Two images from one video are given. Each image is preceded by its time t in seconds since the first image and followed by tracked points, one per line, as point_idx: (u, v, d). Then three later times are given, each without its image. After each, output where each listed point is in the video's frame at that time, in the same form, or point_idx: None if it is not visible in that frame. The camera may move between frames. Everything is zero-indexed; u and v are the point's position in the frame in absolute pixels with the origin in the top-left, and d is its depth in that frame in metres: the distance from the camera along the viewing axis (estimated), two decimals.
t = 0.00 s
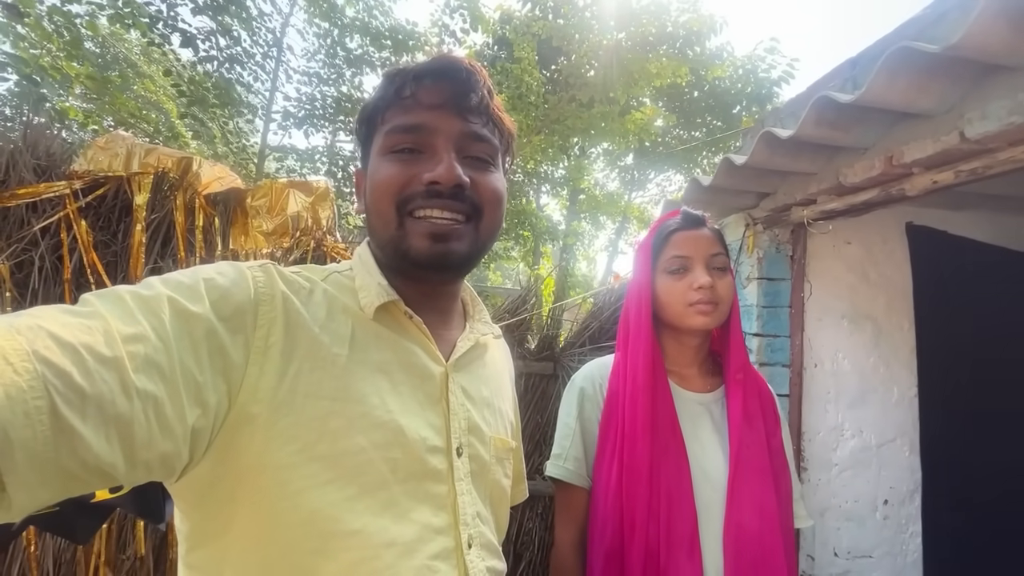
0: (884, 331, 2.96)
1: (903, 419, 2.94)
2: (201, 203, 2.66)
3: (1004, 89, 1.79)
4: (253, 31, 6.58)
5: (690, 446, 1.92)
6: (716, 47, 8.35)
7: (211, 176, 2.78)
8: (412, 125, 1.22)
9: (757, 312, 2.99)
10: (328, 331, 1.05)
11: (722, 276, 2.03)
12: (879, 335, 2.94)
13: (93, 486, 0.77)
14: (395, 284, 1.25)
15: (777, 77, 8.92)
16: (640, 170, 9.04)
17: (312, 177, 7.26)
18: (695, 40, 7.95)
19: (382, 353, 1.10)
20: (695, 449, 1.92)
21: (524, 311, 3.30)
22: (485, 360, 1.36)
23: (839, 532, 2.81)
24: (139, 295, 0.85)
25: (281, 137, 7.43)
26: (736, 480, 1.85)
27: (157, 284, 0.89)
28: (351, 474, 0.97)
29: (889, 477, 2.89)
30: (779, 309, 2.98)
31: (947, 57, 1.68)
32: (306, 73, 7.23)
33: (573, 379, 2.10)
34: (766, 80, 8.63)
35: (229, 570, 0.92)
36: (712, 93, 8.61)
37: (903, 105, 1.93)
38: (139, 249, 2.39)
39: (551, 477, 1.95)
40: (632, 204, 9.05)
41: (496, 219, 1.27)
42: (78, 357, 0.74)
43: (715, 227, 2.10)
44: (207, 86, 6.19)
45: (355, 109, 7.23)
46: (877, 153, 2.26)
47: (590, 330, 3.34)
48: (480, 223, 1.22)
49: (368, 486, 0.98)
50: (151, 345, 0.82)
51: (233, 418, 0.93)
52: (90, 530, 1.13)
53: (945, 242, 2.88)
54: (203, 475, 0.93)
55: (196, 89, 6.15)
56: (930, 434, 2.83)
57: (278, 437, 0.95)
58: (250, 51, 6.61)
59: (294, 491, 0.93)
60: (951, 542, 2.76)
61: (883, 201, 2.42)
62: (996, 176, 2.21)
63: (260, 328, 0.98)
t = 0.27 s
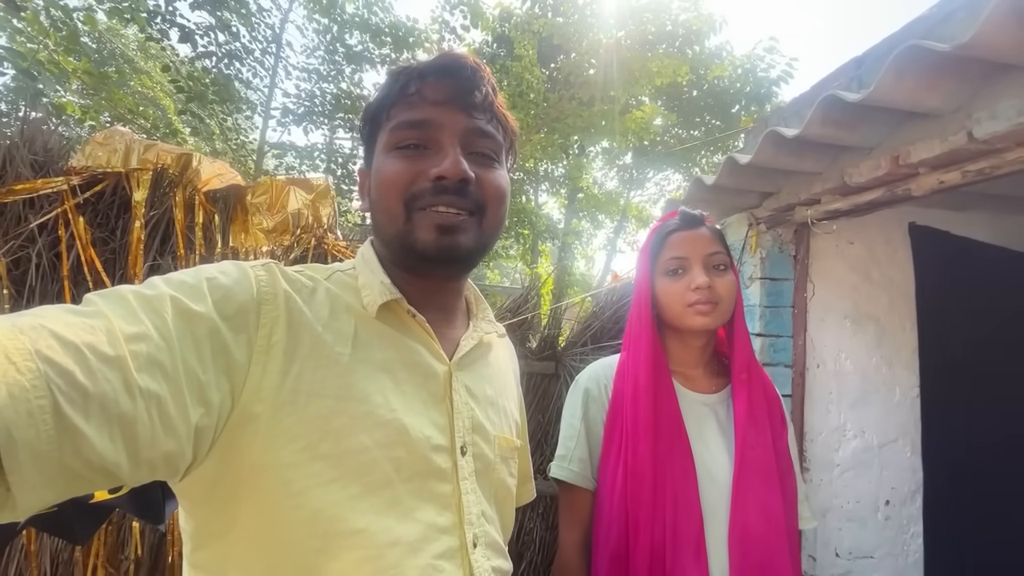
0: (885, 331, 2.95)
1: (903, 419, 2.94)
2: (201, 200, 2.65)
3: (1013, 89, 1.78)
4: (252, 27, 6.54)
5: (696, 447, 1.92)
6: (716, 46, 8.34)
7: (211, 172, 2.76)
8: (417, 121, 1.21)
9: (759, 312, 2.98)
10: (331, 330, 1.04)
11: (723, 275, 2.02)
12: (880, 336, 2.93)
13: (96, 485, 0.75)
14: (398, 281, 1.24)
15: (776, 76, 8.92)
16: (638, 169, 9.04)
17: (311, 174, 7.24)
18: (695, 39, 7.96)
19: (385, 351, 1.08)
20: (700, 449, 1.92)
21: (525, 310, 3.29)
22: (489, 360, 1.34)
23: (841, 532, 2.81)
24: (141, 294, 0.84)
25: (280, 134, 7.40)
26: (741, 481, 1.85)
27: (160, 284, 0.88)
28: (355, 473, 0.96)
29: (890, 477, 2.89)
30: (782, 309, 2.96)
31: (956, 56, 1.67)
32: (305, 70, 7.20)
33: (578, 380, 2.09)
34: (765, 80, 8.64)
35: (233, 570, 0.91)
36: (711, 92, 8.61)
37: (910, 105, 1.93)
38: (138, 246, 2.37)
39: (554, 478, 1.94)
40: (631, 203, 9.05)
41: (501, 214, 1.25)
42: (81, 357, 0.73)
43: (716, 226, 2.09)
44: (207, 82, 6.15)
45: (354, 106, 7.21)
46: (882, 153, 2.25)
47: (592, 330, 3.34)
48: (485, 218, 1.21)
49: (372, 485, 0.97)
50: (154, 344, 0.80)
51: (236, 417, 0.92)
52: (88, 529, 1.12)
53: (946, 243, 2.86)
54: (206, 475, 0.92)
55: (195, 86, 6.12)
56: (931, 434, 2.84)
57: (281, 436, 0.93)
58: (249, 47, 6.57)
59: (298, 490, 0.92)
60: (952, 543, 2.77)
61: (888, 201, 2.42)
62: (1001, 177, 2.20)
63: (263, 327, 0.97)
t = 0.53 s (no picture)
0: (884, 333, 2.95)
1: (901, 421, 2.94)
2: (198, 198, 2.61)
3: (1015, 93, 1.78)
4: (250, 24, 6.50)
5: (696, 451, 1.92)
6: (714, 46, 8.34)
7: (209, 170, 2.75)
8: (417, 118, 1.20)
9: (757, 314, 2.98)
10: (334, 332, 1.03)
11: (720, 277, 2.01)
12: (879, 338, 2.94)
13: (97, 488, 0.75)
14: (403, 282, 1.22)
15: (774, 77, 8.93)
16: (636, 169, 9.04)
17: (308, 172, 7.21)
18: (693, 37, 7.88)
19: (388, 354, 1.08)
20: (700, 453, 1.92)
21: (525, 312, 3.29)
22: (491, 364, 1.33)
23: (839, 534, 2.81)
24: (144, 296, 0.84)
25: (278, 132, 7.38)
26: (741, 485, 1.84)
27: (162, 286, 0.87)
28: (356, 476, 0.95)
29: (888, 479, 2.90)
30: (781, 310, 2.97)
31: (959, 60, 1.67)
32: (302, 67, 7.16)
33: (578, 383, 2.09)
34: (763, 80, 8.66)
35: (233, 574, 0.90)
36: (709, 92, 8.62)
37: (912, 109, 1.93)
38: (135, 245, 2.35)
39: (554, 481, 1.94)
40: (628, 203, 9.05)
41: (503, 210, 1.24)
42: (82, 360, 0.72)
43: (711, 227, 2.09)
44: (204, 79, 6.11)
45: (352, 104, 7.18)
46: (883, 157, 2.25)
47: (591, 331, 3.33)
48: (490, 212, 1.20)
49: (372, 489, 0.96)
50: (156, 346, 0.80)
51: (238, 420, 0.92)
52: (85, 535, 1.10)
53: (944, 246, 2.92)
54: (207, 478, 0.91)
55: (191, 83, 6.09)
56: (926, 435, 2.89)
57: (282, 438, 0.93)
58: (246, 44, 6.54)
59: (299, 493, 0.91)
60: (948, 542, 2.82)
61: (887, 204, 2.42)
62: (1001, 181, 2.20)
63: (266, 330, 0.96)
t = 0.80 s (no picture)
0: (877, 335, 2.96)
1: (893, 424, 2.95)
2: (190, 199, 2.58)
3: (1008, 99, 1.78)
4: (245, 22, 6.47)
5: (686, 454, 1.92)
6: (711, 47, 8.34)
7: (200, 171, 2.74)
8: (409, 123, 1.20)
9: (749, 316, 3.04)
10: (323, 338, 1.03)
11: (712, 281, 2.02)
12: (872, 339, 2.94)
13: (81, 496, 0.74)
14: (393, 287, 1.21)
15: (770, 78, 8.94)
16: (632, 169, 9.05)
17: (303, 171, 7.19)
18: (690, 38, 7.84)
19: (378, 360, 1.07)
20: (691, 457, 1.92)
21: (519, 314, 3.29)
22: (482, 369, 1.33)
23: (830, 536, 2.84)
24: (129, 302, 0.83)
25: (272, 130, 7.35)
26: (730, 489, 1.84)
27: (148, 292, 0.86)
28: (345, 483, 0.95)
29: (880, 481, 2.91)
30: (774, 313, 3.02)
31: (952, 66, 1.68)
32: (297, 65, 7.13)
33: (571, 386, 2.10)
34: (759, 81, 8.67)
35: None
36: (705, 93, 8.62)
37: (905, 114, 1.93)
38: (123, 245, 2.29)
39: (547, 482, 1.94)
40: (624, 203, 9.05)
41: (495, 215, 1.24)
42: (65, 367, 0.71)
43: (705, 231, 2.09)
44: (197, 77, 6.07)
45: (348, 103, 7.16)
46: (876, 161, 2.26)
47: (585, 333, 3.34)
48: (481, 218, 1.20)
49: (361, 496, 0.96)
50: (141, 353, 0.79)
51: (226, 426, 0.91)
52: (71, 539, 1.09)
53: (941, 251, 2.91)
54: (194, 485, 0.91)
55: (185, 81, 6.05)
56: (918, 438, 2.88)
57: (271, 445, 0.92)
58: (241, 42, 6.50)
59: (287, 500, 0.91)
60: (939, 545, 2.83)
61: (880, 208, 2.42)
62: (993, 186, 2.21)
63: (254, 335, 0.96)
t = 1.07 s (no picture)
0: (868, 336, 2.98)
1: (881, 423, 2.96)
2: (183, 197, 2.59)
3: (996, 104, 1.80)
4: (240, 20, 6.44)
5: (677, 453, 1.93)
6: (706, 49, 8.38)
7: (194, 169, 2.73)
8: (404, 122, 1.20)
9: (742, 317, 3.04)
10: (316, 338, 1.03)
11: (705, 281, 2.03)
12: (863, 341, 2.96)
13: (71, 495, 0.74)
14: (386, 285, 1.22)
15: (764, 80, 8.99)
16: (626, 170, 9.07)
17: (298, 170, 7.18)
18: (684, 40, 7.89)
19: (371, 360, 1.07)
20: (681, 456, 1.93)
21: (513, 314, 3.28)
22: (475, 368, 1.34)
23: (820, 534, 2.86)
24: (121, 301, 0.83)
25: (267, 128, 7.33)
26: (719, 488, 1.85)
27: (141, 290, 0.86)
28: (338, 483, 0.95)
29: (870, 480, 2.92)
30: (766, 313, 3.03)
31: (940, 71, 1.69)
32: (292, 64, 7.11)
33: (565, 384, 2.12)
34: (753, 84, 8.73)
35: None
36: (699, 95, 8.67)
37: (895, 117, 1.95)
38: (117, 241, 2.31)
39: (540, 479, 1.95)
40: (618, 203, 9.07)
41: (490, 216, 1.24)
42: (56, 365, 0.71)
43: (700, 231, 2.10)
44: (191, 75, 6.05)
45: (343, 103, 7.15)
46: (867, 164, 2.28)
47: (578, 333, 3.34)
48: (474, 218, 1.20)
49: (354, 496, 0.96)
50: (133, 352, 0.79)
51: (218, 425, 0.91)
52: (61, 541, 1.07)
53: (931, 252, 2.94)
54: (185, 484, 0.90)
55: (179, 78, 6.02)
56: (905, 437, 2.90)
57: (263, 444, 0.92)
58: (235, 40, 6.48)
59: (279, 498, 0.91)
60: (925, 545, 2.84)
61: (871, 210, 2.44)
62: (982, 189, 2.23)
63: (247, 334, 0.96)
